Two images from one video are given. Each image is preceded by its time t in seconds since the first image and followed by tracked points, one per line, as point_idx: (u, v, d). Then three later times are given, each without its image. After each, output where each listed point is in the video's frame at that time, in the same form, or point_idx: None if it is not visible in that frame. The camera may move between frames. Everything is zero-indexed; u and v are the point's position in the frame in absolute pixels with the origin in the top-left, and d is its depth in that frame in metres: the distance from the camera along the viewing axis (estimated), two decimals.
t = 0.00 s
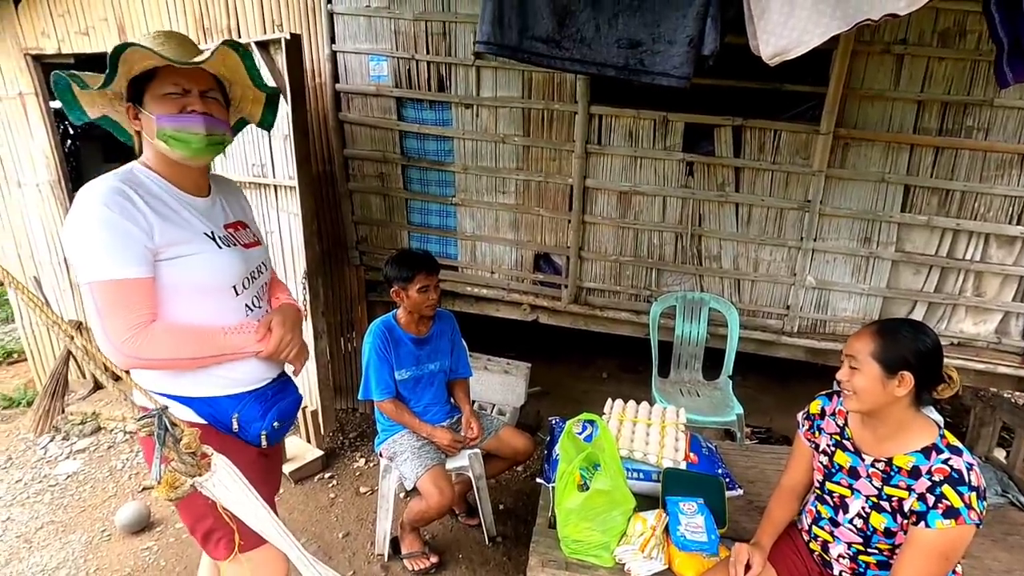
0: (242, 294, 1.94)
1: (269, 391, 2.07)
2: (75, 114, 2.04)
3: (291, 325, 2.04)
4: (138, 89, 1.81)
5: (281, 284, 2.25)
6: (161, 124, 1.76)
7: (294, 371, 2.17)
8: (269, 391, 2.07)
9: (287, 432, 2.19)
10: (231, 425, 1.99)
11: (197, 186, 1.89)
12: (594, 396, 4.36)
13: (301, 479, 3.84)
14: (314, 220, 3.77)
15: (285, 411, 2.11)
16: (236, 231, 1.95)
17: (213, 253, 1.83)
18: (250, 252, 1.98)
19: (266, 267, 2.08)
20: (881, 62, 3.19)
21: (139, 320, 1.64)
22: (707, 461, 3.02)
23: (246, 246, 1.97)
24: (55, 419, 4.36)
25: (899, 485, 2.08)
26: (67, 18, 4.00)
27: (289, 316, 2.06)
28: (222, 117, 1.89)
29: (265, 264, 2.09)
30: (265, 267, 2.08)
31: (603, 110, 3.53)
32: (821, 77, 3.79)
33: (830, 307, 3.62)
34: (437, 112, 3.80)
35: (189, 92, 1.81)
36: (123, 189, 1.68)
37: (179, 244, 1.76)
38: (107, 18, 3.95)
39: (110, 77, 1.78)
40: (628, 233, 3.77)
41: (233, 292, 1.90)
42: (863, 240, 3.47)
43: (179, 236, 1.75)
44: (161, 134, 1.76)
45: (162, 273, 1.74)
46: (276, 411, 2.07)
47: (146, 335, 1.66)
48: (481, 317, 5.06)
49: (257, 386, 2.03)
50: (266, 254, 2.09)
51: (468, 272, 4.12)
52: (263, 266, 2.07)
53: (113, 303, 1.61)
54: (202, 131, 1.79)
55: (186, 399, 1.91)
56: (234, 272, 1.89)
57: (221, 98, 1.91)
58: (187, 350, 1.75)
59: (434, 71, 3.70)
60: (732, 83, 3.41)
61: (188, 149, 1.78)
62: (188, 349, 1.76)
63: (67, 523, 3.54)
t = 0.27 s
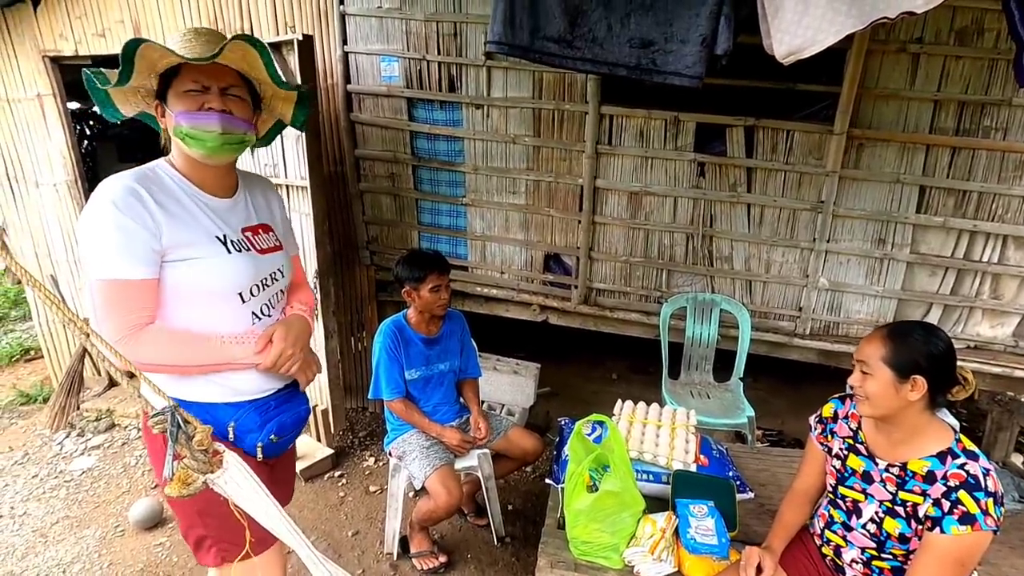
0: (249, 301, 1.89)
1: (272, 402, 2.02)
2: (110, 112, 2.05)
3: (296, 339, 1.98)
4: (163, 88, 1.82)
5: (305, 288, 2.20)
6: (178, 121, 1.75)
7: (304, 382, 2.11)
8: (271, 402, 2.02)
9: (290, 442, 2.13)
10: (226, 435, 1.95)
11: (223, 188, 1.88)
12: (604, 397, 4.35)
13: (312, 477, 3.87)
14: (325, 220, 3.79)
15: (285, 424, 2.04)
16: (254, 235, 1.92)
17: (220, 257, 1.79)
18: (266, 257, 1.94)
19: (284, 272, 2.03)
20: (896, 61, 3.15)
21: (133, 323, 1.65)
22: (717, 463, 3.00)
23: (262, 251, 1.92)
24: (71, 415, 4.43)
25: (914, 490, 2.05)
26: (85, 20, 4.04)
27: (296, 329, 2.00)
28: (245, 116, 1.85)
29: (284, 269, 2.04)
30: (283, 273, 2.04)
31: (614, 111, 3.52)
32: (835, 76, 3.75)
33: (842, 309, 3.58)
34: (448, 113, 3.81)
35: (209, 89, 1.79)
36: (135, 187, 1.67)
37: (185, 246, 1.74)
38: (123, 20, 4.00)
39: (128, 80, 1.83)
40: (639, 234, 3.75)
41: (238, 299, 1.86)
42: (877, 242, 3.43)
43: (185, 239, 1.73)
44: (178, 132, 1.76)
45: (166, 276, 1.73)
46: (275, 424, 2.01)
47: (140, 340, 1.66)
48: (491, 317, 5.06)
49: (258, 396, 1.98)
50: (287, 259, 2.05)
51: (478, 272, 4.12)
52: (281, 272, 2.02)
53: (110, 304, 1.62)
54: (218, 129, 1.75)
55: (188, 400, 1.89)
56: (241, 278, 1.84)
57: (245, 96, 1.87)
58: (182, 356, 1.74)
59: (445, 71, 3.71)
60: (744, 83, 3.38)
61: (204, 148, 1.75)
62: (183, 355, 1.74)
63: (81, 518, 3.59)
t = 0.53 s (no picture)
0: (255, 312, 1.88)
1: (275, 417, 2.00)
2: (121, 109, 2.06)
3: (301, 353, 1.96)
4: (174, 86, 1.84)
5: (323, 295, 2.18)
6: (187, 124, 1.76)
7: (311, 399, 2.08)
8: (274, 417, 2.00)
9: (293, 460, 2.09)
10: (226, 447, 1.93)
11: (235, 192, 1.88)
12: (607, 400, 4.35)
13: (315, 481, 3.87)
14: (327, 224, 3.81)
15: (287, 441, 2.01)
16: (265, 242, 1.91)
17: (225, 265, 1.79)
18: (275, 265, 1.92)
19: (296, 281, 2.01)
20: (897, 63, 3.15)
21: (131, 333, 1.66)
22: (721, 466, 3.00)
23: (271, 259, 1.91)
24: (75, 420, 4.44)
25: (918, 493, 2.04)
26: (90, 27, 4.07)
27: (302, 342, 1.97)
28: (257, 120, 1.85)
29: (296, 277, 2.03)
30: (296, 280, 2.02)
31: (615, 114, 3.52)
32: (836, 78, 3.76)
33: (846, 310, 3.58)
34: (450, 117, 3.82)
35: (219, 91, 1.80)
36: (139, 193, 1.68)
37: (190, 255, 1.74)
38: (127, 27, 4.02)
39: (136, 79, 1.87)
40: (641, 237, 3.75)
41: (244, 308, 1.85)
42: (880, 243, 3.42)
43: (190, 247, 1.73)
44: (187, 136, 1.76)
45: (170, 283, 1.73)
46: (276, 440, 1.98)
47: (140, 348, 1.67)
48: (494, 321, 5.06)
49: (262, 411, 1.97)
50: (299, 267, 2.03)
51: (480, 276, 4.13)
52: (293, 280, 2.01)
53: (112, 311, 1.63)
54: (227, 134, 1.76)
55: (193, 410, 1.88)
56: (246, 287, 1.84)
57: (258, 99, 1.87)
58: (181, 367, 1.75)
59: (446, 75, 3.72)
60: (745, 85, 3.38)
61: (214, 152, 1.76)
62: (183, 366, 1.75)
63: (85, 523, 3.60)
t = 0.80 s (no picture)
0: (264, 316, 1.87)
1: (286, 433, 1.99)
2: (121, 106, 2.03)
3: (316, 357, 1.95)
4: (177, 88, 1.82)
5: (332, 300, 2.18)
6: (190, 132, 1.76)
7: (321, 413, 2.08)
8: (284, 434, 1.99)
9: (304, 481, 2.07)
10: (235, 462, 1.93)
11: (239, 197, 1.89)
12: (609, 405, 4.34)
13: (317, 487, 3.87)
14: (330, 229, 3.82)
15: (295, 460, 1.99)
16: (271, 245, 1.91)
17: (231, 268, 1.78)
18: (283, 268, 1.92)
19: (304, 285, 2.02)
20: (898, 68, 3.16)
21: (138, 342, 1.65)
22: (724, 471, 2.99)
23: (278, 262, 1.91)
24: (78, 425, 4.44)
25: (923, 498, 2.03)
26: (95, 35, 4.10)
27: (314, 346, 1.97)
28: (261, 130, 1.85)
29: (305, 281, 2.03)
30: (304, 284, 2.02)
31: (617, 119, 3.54)
32: (837, 83, 3.77)
33: (848, 315, 3.57)
34: (452, 123, 3.83)
35: (224, 98, 1.79)
36: (142, 199, 1.68)
37: (195, 260, 1.74)
38: (132, 34, 4.06)
39: (139, 82, 1.84)
40: (643, 242, 3.76)
41: (252, 314, 1.84)
42: (882, 248, 3.42)
43: (194, 252, 1.73)
44: (189, 143, 1.76)
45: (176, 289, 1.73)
46: (285, 459, 1.97)
47: (147, 356, 1.66)
48: (496, 326, 5.06)
49: (270, 427, 1.96)
50: (307, 270, 2.03)
51: (482, 281, 4.13)
52: (301, 283, 2.01)
53: (119, 319, 1.63)
54: (230, 146, 1.75)
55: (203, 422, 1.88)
56: (254, 290, 1.83)
57: (264, 108, 1.86)
58: (190, 376, 1.73)
59: (449, 82, 3.74)
60: (746, 91, 3.40)
61: (215, 163, 1.76)
62: (192, 374, 1.74)
63: (88, 528, 3.60)
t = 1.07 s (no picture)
0: (267, 318, 1.78)
1: (294, 443, 1.90)
2: (114, 102, 1.98)
3: (321, 358, 1.85)
4: (174, 83, 1.77)
5: (335, 303, 2.10)
6: (188, 128, 1.69)
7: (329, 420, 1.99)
8: (293, 444, 1.90)
9: (317, 491, 2.00)
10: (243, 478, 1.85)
11: (235, 197, 1.80)
12: (610, 403, 4.34)
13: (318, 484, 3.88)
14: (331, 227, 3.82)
15: (307, 470, 1.92)
16: (271, 244, 1.83)
17: (231, 266, 1.70)
18: (284, 267, 1.84)
19: (306, 285, 1.93)
20: (901, 67, 3.15)
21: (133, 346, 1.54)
22: (724, 470, 2.99)
23: (280, 261, 1.83)
24: (79, 422, 4.45)
25: (925, 498, 2.03)
26: (96, 31, 4.09)
27: (320, 347, 1.87)
28: (263, 126, 1.79)
29: (307, 282, 1.94)
30: (307, 285, 1.94)
31: (618, 118, 3.53)
32: (839, 82, 3.76)
33: (849, 315, 3.57)
34: (453, 121, 3.83)
35: (224, 91, 1.73)
36: (135, 195, 1.58)
37: (192, 260, 1.64)
38: (134, 31, 4.06)
39: (134, 74, 1.79)
40: (644, 241, 3.75)
41: (255, 315, 1.75)
42: (883, 248, 3.42)
43: (192, 251, 1.64)
44: (187, 140, 1.70)
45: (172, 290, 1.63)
46: (295, 470, 1.88)
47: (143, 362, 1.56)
48: (496, 324, 5.06)
49: (281, 435, 1.88)
50: (309, 269, 1.95)
51: (483, 279, 4.13)
52: (304, 284, 1.93)
53: (111, 323, 1.52)
54: (230, 141, 1.69)
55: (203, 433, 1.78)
56: (255, 290, 1.74)
57: (265, 103, 1.81)
58: (188, 382, 1.63)
59: (450, 80, 3.74)
60: (748, 90, 3.39)
61: (214, 159, 1.69)
62: (192, 380, 1.63)
63: (89, 525, 3.61)
